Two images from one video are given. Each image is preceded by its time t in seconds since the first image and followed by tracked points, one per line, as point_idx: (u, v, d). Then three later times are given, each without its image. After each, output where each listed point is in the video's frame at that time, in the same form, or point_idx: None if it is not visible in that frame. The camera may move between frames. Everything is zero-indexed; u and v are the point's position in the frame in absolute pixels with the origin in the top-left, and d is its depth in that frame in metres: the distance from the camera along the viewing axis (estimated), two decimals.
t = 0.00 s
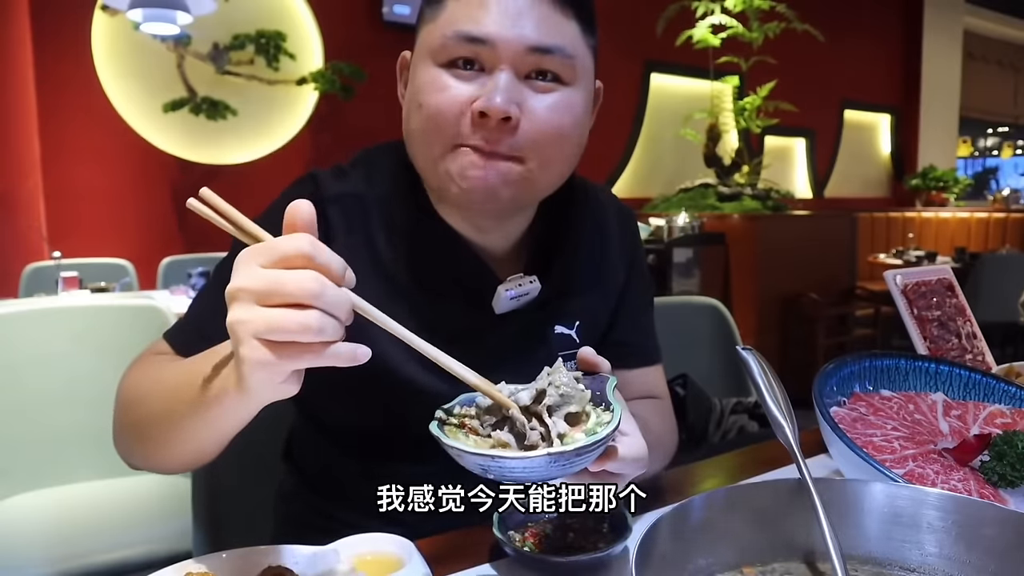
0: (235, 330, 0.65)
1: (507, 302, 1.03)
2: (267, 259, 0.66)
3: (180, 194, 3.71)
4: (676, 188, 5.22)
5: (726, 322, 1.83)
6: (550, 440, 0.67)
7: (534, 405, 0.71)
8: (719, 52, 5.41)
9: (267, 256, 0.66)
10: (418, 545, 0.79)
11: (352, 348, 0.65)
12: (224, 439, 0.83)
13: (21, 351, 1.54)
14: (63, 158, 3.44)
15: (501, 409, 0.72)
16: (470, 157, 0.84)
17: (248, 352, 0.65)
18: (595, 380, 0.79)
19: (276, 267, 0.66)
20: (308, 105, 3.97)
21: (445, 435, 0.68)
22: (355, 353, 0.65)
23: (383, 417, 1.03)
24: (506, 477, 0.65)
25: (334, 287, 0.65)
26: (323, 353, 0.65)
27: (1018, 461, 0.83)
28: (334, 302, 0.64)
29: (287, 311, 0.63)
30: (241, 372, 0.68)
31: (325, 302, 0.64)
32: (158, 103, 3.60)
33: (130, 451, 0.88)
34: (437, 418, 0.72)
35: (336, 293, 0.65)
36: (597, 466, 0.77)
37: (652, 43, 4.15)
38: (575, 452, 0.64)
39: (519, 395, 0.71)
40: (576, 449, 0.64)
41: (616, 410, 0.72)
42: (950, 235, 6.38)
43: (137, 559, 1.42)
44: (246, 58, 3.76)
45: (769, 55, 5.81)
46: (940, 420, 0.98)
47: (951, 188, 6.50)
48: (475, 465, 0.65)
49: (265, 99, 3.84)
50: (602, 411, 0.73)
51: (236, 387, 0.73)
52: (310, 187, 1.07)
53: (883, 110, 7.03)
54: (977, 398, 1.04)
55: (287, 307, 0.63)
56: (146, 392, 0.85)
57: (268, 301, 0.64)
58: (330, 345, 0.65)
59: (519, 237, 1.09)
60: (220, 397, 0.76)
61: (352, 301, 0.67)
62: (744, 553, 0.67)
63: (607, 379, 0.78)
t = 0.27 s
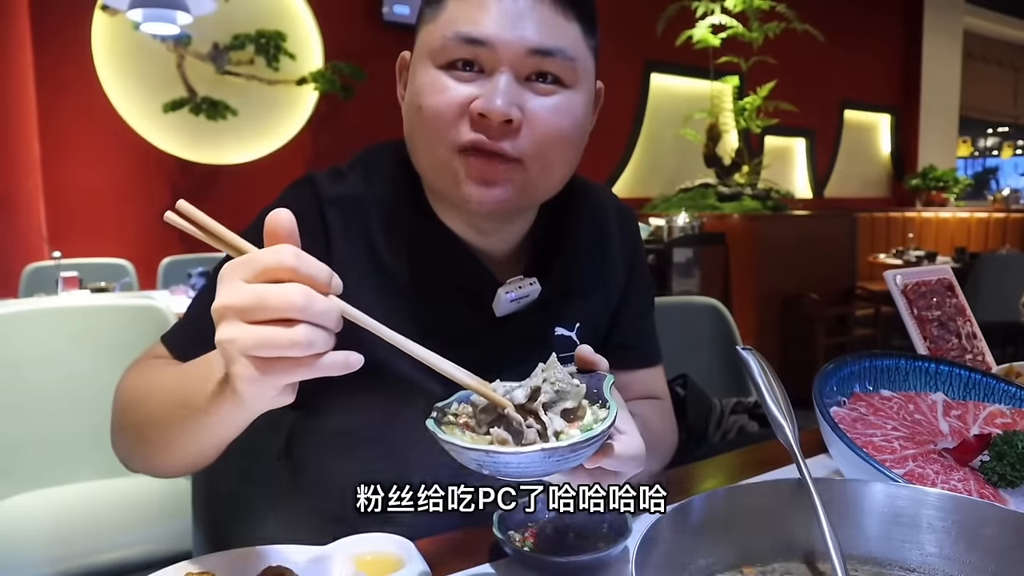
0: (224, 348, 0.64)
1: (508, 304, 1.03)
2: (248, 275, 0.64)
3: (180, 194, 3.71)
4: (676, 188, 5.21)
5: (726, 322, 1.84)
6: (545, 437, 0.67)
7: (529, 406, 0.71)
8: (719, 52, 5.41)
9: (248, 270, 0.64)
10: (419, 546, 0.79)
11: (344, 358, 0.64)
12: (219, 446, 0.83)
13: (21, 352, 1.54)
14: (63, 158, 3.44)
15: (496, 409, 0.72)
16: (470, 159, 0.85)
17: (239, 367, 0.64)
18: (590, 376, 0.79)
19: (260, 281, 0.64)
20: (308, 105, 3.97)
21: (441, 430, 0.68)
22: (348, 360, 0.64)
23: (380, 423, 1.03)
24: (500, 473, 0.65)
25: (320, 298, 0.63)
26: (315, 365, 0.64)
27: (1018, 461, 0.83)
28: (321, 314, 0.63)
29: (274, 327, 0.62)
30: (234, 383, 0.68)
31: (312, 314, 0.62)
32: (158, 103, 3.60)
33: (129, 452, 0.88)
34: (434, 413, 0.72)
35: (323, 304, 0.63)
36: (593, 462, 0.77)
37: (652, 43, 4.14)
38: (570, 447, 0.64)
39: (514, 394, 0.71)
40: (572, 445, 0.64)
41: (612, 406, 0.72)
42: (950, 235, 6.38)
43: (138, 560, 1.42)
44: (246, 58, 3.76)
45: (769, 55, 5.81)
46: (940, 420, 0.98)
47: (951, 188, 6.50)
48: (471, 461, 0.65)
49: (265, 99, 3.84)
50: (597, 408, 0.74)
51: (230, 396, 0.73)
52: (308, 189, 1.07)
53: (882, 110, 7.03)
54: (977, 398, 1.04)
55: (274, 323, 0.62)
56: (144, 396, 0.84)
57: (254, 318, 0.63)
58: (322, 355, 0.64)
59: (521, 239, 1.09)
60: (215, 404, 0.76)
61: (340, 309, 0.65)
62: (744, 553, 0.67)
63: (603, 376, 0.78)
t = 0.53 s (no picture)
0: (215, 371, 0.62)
1: (507, 306, 1.03)
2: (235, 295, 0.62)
3: (180, 194, 3.71)
4: (676, 188, 5.21)
5: (726, 322, 1.84)
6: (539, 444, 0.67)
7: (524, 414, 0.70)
8: (719, 52, 5.41)
9: (234, 290, 0.62)
10: (418, 546, 0.79)
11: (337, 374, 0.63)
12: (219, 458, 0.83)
13: (20, 352, 1.54)
14: (63, 158, 3.44)
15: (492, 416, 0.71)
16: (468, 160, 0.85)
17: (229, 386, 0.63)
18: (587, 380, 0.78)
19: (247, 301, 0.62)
20: (308, 105, 3.96)
21: (437, 437, 0.68)
22: (342, 375, 0.63)
23: (378, 428, 1.03)
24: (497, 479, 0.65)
25: (310, 316, 0.62)
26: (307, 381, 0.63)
27: (1017, 461, 0.83)
28: (310, 333, 0.61)
29: (263, 348, 0.61)
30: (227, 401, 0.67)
31: (301, 333, 0.61)
32: (158, 103, 3.59)
33: (128, 459, 0.88)
34: (430, 421, 0.72)
35: (313, 321, 0.62)
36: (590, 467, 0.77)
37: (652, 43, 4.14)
38: (568, 453, 0.64)
39: (509, 400, 0.71)
40: (569, 450, 0.64)
41: (608, 411, 0.72)
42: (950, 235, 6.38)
43: (137, 560, 1.42)
44: (246, 58, 3.76)
45: (769, 54, 5.81)
46: (940, 420, 0.98)
47: (951, 188, 6.51)
48: (467, 467, 0.65)
49: (265, 100, 3.84)
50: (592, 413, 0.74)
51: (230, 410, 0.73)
52: (307, 190, 1.07)
53: (882, 110, 7.03)
54: (977, 398, 1.04)
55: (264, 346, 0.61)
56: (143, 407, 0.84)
57: (241, 340, 0.61)
58: (314, 372, 0.63)
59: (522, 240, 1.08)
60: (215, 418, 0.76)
61: (330, 324, 0.64)
62: (745, 554, 0.67)
63: (599, 379, 0.78)
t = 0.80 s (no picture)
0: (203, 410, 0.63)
1: (506, 307, 1.03)
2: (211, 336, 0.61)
3: (180, 194, 3.70)
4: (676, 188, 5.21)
5: (726, 322, 1.84)
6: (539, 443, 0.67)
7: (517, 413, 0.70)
8: (719, 52, 5.40)
9: (206, 328, 0.61)
10: (418, 546, 0.79)
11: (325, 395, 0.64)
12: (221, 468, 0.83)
13: (20, 352, 1.53)
14: (64, 158, 3.44)
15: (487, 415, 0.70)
16: (465, 161, 0.85)
17: (218, 419, 0.63)
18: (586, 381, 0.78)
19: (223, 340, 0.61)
20: (308, 105, 3.96)
21: (438, 440, 0.68)
22: (332, 396, 0.64)
23: (378, 430, 1.03)
24: (497, 480, 0.65)
25: (289, 345, 0.61)
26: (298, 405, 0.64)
27: (1017, 461, 0.83)
28: (291, 363, 0.61)
29: (248, 385, 0.61)
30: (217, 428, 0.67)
31: (284, 364, 0.61)
32: (158, 103, 3.60)
33: (131, 462, 0.87)
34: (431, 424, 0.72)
35: (293, 349, 0.61)
36: (590, 468, 0.77)
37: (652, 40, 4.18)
38: (568, 454, 0.64)
39: (502, 397, 0.70)
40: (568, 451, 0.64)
41: (609, 413, 0.72)
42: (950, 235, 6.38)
43: (138, 560, 1.42)
44: (246, 58, 3.76)
45: (769, 54, 5.80)
46: (940, 420, 0.98)
47: (952, 187, 6.51)
48: (467, 468, 0.65)
49: (265, 100, 3.84)
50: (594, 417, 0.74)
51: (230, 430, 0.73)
52: (307, 191, 1.07)
53: (883, 110, 7.02)
54: (977, 398, 1.04)
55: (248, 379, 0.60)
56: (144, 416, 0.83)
57: (223, 377, 0.61)
58: (302, 398, 0.63)
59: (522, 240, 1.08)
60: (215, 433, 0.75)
61: (313, 347, 0.63)
62: (744, 554, 0.67)
63: (599, 381, 0.78)
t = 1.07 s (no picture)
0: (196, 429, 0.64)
1: (506, 307, 1.01)
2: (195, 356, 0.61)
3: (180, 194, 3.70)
4: (676, 188, 5.21)
5: (726, 322, 1.84)
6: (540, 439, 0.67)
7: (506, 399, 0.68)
8: (719, 52, 5.40)
9: (187, 348, 0.61)
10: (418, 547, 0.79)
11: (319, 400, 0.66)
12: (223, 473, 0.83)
13: (19, 353, 1.53)
14: (64, 158, 3.44)
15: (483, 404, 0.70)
16: (469, 178, 0.86)
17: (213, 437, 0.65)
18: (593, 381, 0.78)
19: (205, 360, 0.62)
20: (308, 105, 3.93)
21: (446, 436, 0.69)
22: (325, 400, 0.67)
23: (378, 430, 1.04)
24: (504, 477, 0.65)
25: (276, 358, 0.62)
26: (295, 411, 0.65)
27: (1017, 461, 0.83)
28: (278, 373, 0.62)
29: (239, 402, 0.62)
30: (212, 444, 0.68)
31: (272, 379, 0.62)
32: (158, 103, 3.60)
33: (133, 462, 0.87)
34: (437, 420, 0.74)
35: (278, 359, 0.62)
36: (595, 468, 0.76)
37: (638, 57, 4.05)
38: (575, 450, 0.64)
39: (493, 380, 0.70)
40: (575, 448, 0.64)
41: (615, 413, 0.72)
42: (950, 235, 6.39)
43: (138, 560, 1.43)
44: (246, 58, 3.76)
45: (768, 54, 5.80)
46: (940, 420, 0.98)
47: (951, 187, 6.52)
48: (474, 463, 0.65)
49: (265, 100, 3.84)
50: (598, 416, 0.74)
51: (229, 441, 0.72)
52: (306, 192, 1.07)
53: (882, 110, 7.02)
54: (977, 398, 1.04)
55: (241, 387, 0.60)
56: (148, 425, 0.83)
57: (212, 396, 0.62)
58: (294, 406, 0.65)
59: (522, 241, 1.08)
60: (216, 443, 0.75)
61: (298, 354, 0.65)
62: (744, 554, 0.67)
63: (606, 380, 0.78)
